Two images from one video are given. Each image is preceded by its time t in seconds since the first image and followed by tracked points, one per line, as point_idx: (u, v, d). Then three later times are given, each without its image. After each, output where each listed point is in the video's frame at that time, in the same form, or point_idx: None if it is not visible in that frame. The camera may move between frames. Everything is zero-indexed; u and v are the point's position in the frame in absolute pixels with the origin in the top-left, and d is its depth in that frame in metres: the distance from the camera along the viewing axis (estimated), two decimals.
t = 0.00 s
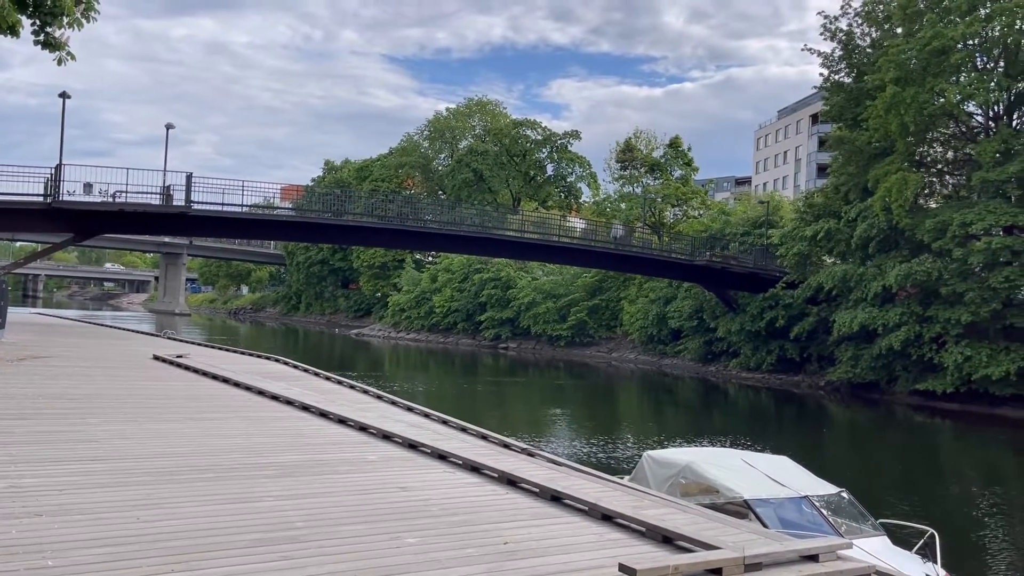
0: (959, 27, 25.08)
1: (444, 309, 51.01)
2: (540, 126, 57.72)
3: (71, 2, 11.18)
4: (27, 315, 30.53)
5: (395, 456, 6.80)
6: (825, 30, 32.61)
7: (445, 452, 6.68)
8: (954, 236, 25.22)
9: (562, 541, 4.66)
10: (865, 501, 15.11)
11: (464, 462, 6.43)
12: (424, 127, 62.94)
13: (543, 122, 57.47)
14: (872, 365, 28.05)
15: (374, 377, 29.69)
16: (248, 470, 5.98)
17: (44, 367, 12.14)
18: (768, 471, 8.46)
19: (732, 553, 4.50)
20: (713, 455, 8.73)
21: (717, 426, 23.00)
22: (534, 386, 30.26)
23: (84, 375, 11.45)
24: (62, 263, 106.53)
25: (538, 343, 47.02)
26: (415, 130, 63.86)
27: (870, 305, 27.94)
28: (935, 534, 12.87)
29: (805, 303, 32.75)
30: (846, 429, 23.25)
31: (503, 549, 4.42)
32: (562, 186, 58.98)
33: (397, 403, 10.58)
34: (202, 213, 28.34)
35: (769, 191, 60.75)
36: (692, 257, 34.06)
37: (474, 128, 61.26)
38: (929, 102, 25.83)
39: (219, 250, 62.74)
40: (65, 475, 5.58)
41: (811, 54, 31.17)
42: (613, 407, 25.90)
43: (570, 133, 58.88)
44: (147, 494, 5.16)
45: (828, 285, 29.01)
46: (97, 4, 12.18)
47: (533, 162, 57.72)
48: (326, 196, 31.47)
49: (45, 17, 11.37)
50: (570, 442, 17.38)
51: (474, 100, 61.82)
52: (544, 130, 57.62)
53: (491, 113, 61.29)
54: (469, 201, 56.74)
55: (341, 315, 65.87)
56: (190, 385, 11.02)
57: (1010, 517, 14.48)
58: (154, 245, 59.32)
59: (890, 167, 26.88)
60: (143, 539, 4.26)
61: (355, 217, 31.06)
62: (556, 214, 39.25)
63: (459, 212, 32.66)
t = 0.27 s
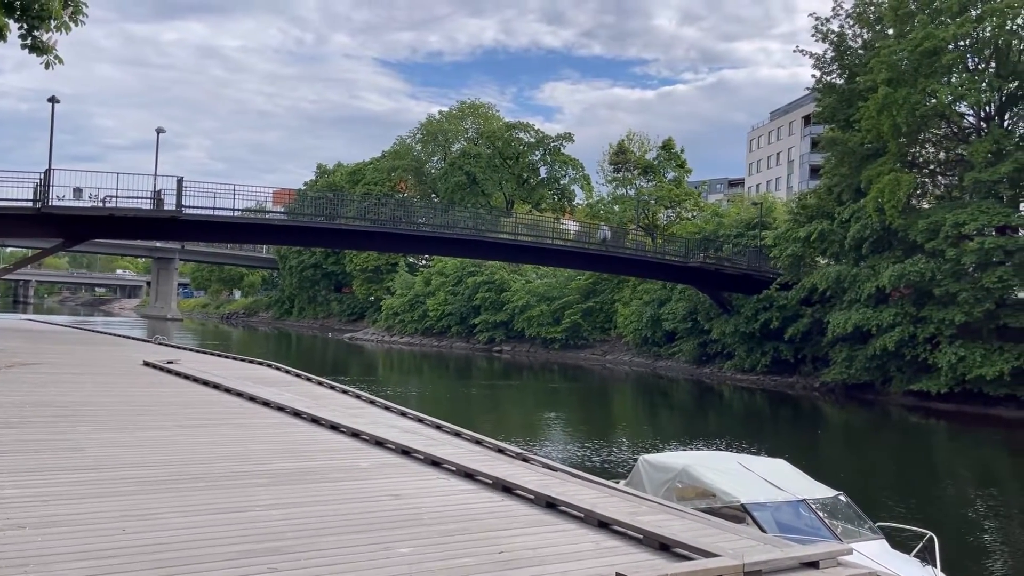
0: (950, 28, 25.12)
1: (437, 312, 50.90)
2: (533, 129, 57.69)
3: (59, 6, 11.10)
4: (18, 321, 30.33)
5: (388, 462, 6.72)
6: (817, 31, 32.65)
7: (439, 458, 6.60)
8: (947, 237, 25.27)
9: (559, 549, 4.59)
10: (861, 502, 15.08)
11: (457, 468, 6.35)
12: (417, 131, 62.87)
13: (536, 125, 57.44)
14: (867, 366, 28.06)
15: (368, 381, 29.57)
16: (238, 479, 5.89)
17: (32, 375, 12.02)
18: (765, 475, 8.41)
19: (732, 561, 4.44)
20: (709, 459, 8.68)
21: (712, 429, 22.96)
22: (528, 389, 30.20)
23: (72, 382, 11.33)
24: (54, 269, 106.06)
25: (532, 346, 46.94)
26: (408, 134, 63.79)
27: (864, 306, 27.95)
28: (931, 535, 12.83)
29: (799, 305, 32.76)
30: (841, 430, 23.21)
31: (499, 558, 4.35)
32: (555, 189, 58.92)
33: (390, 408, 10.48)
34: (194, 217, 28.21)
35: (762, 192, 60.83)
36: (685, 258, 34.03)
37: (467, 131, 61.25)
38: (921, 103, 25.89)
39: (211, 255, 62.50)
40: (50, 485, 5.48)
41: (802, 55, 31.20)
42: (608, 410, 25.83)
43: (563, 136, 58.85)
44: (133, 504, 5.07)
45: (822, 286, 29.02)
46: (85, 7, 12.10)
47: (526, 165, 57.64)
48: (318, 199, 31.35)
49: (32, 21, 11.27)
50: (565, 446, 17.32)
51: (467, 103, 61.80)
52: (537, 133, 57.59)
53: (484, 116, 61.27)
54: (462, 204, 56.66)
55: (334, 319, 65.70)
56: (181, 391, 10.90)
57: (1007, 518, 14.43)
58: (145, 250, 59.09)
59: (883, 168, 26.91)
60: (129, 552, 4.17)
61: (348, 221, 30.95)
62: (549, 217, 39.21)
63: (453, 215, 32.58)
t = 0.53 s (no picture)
0: (938, 30, 25.20)
1: (430, 317, 50.80)
2: (524, 132, 57.65)
3: (44, 10, 11.03)
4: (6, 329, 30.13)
5: (379, 470, 6.66)
6: (806, 34, 32.73)
7: (430, 465, 6.55)
8: (937, 238, 25.36)
9: (552, 560, 4.54)
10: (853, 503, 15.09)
11: (449, 476, 6.29)
12: (408, 135, 62.82)
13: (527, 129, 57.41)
14: (858, 367, 28.11)
15: (360, 386, 29.45)
16: (226, 489, 5.82)
17: (18, 384, 11.91)
18: (759, 479, 8.37)
19: (728, 569, 4.40)
20: (703, 463, 8.64)
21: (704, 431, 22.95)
22: (521, 393, 30.17)
23: (60, 391, 11.22)
24: (44, 275, 105.60)
25: (524, 350, 46.88)
26: (399, 138, 63.73)
27: (855, 307, 27.99)
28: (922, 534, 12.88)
29: (790, 307, 32.82)
30: (832, 431, 23.24)
31: (491, 569, 4.31)
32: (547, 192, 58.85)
33: (381, 414, 10.43)
34: (183, 223, 28.06)
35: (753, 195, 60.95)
36: (677, 261, 34.02)
37: (458, 135, 61.30)
38: (910, 105, 25.97)
39: (201, 260, 62.26)
40: (33, 498, 5.41)
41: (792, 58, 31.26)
42: (600, 413, 25.80)
43: (554, 139, 58.81)
44: (118, 517, 5.00)
45: (813, 288, 29.07)
46: (71, 12, 12.03)
47: (518, 168, 57.57)
48: (309, 204, 31.23)
49: (17, 26, 11.18)
50: (557, 450, 17.28)
51: (457, 106, 61.82)
52: (529, 136, 57.55)
53: (475, 120, 61.28)
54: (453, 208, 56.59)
55: (326, 324, 65.53)
56: (170, 399, 10.81)
57: (998, 518, 14.45)
58: (135, 256, 58.81)
59: (872, 170, 26.97)
60: (114, 568, 4.11)
61: (339, 225, 30.84)
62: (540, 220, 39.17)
63: (444, 219, 32.48)
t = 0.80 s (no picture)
0: (925, 30, 25.29)
1: (420, 319, 50.69)
2: (514, 134, 57.62)
3: (27, 12, 10.93)
4: None
5: (369, 475, 6.59)
6: (794, 35, 32.83)
7: (420, 470, 6.49)
8: (926, 237, 25.45)
9: (543, 564, 4.49)
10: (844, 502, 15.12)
11: (439, 480, 6.23)
12: (397, 137, 62.72)
13: (517, 130, 57.37)
14: (849, 367, 28.17)
15: (350, 389, 29.31)
16: (213, 495, 5.74)
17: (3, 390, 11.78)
18: (751, 480, 8.34)
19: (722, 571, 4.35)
20: (695, 464, 8.61)
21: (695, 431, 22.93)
22: (511, 395, 30.08)
23: (44, 397, 11.09)
24: (30, 280, 104.85)
25: (515, 351, 46.81)
26: (388, 140, 63.62)
27: (845, 307, 28.05)
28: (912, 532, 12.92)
29: (780, 307, 32.87)
30: (822, 431, 23.26)
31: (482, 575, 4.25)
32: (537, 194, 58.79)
33: (371, 418, 10.35)
34: (170, 226, 27.88)
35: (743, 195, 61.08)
36: (667, 262, 34.02)
37: (448, 137, 61.32)
38: (898, 104, 26.05)
39: (190, 264, 61.93)
40: (15, 507, 5.31)
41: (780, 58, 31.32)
42: (591, 414, 25.75)
43: (543, 141, 58.77)
44: (101, 525, 4.91)
45: (803, 288, 29.12)
46: (56, 15, 11.93)
47: (507, 170, 57.47)
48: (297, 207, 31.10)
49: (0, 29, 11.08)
50: (549, 452, 17.22)
51: (447, 108, 61.87)
52: (518, 138, 57.52)
53: (464, 122, 61.25)
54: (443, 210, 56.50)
55: (316, 327, 65.28)
56: (157, 405, 10.70)
57: (988, 516, 14.50)
58: (123, 260, 58.43)
59: (861, 170, 27.05)
60: None
61: (329, 228, 30.72)
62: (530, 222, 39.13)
63: (434, 221, 32.39)
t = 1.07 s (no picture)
0: (911, 31, 25.45)
1: (409, 321, 50.60)
2: (502, 136, 57.62)
3: (12, 15, 10.89)
4: None
5: (360, 478, 6.56)
6: (780, 36, 32.98)
7: (412, 472, 6.46)
8: (912, 237, 25.59)
9: (538, 565, 4.48)
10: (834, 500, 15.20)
11: (432, 482, 6.21)
12: (385, 139, 62.64)
13: (505, 132, 57.38)
14: (837, 367, 28.30)
15: (339, 392, 29.21)
16: (204, 499, 5.70)
17: None
18: (743, 479, 8.35)
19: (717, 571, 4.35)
20: (686, 464, 8.62)
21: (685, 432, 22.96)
22: (501, 397, 30.04)
23: (30, 402, 11.00)
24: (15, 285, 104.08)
25: (504, 353, 46.79)
26: (376, 143, 63.53)
27: (833, 307, 28.17)
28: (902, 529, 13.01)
29: (769, 307, 32.99)
30: (811, 430, 23.33)
31: None
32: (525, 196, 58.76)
33: (361, 421, 10.30)
34: (157, 230, 27.71)
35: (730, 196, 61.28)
36: (656, 263, 34.07)
37: (435, 139, 61.39)
38: (885, 105, 26.20)
39: (177, 268, 61.60)
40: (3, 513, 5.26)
41: (767, 59, 31.46)
42: (581, 416, 25.74)
43: (531, 143, 58.77)
44: (90, 530, 4.87)
45: (791, 288, 29.22)
46: (40, 18, 11.86)
47: (495, 171, 57.39)
48: (285, 210, 31.00)
49: None
50: (539, 454, 17.23)
51: (434, 111, 61.96)
52: (506, 140, 57.52)
53: (452, 124, 61.27)
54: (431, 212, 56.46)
55: (304, 331, 65.05)
56: (146, 409, 10.62)
57: (976, 513, 14.61)
58: (109, 264, 58.08)
59: (848, 170, 27.18)
60: None
61: (317, 231, 30.62)
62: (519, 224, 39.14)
63: (422, 223, 32.34)
